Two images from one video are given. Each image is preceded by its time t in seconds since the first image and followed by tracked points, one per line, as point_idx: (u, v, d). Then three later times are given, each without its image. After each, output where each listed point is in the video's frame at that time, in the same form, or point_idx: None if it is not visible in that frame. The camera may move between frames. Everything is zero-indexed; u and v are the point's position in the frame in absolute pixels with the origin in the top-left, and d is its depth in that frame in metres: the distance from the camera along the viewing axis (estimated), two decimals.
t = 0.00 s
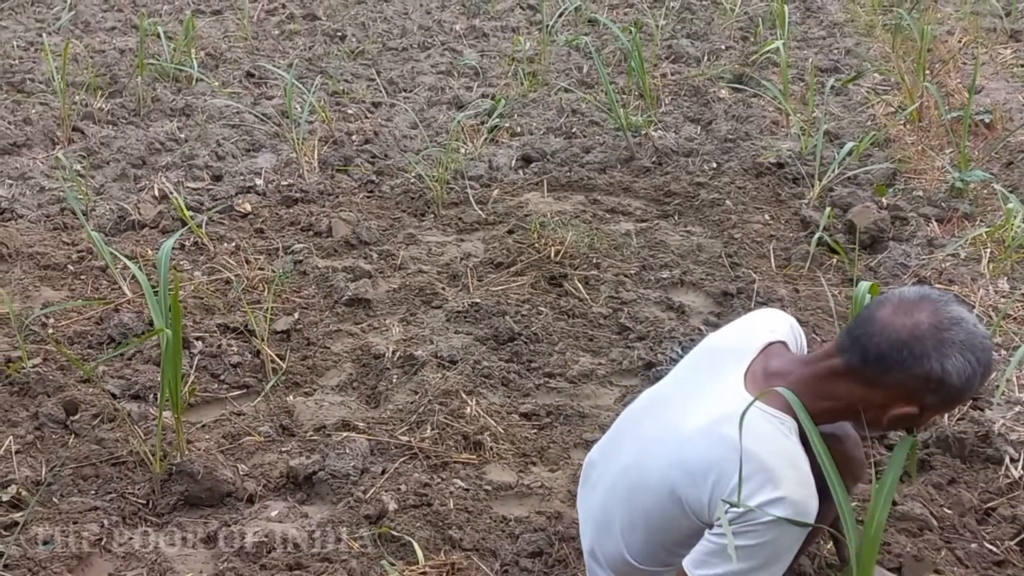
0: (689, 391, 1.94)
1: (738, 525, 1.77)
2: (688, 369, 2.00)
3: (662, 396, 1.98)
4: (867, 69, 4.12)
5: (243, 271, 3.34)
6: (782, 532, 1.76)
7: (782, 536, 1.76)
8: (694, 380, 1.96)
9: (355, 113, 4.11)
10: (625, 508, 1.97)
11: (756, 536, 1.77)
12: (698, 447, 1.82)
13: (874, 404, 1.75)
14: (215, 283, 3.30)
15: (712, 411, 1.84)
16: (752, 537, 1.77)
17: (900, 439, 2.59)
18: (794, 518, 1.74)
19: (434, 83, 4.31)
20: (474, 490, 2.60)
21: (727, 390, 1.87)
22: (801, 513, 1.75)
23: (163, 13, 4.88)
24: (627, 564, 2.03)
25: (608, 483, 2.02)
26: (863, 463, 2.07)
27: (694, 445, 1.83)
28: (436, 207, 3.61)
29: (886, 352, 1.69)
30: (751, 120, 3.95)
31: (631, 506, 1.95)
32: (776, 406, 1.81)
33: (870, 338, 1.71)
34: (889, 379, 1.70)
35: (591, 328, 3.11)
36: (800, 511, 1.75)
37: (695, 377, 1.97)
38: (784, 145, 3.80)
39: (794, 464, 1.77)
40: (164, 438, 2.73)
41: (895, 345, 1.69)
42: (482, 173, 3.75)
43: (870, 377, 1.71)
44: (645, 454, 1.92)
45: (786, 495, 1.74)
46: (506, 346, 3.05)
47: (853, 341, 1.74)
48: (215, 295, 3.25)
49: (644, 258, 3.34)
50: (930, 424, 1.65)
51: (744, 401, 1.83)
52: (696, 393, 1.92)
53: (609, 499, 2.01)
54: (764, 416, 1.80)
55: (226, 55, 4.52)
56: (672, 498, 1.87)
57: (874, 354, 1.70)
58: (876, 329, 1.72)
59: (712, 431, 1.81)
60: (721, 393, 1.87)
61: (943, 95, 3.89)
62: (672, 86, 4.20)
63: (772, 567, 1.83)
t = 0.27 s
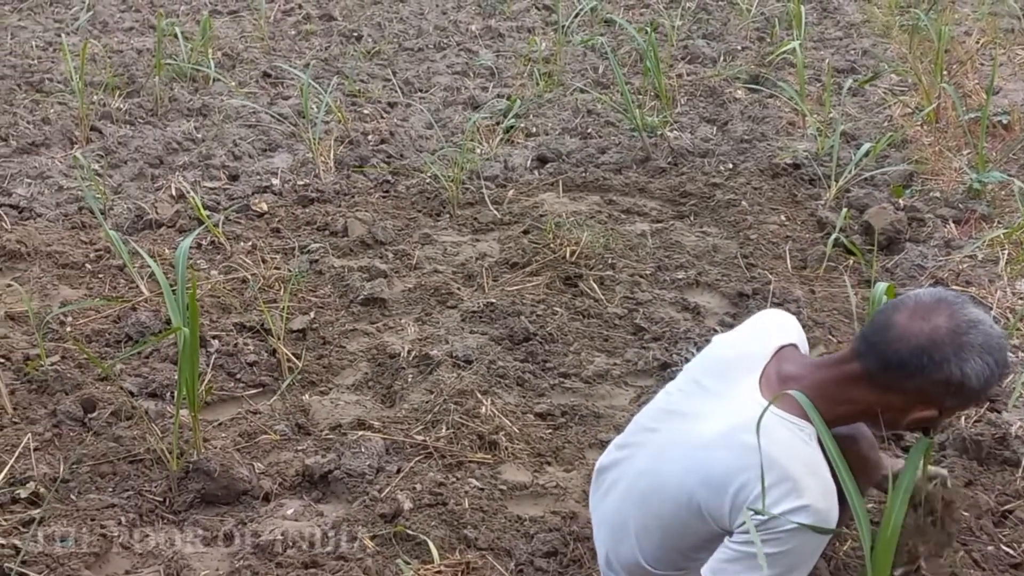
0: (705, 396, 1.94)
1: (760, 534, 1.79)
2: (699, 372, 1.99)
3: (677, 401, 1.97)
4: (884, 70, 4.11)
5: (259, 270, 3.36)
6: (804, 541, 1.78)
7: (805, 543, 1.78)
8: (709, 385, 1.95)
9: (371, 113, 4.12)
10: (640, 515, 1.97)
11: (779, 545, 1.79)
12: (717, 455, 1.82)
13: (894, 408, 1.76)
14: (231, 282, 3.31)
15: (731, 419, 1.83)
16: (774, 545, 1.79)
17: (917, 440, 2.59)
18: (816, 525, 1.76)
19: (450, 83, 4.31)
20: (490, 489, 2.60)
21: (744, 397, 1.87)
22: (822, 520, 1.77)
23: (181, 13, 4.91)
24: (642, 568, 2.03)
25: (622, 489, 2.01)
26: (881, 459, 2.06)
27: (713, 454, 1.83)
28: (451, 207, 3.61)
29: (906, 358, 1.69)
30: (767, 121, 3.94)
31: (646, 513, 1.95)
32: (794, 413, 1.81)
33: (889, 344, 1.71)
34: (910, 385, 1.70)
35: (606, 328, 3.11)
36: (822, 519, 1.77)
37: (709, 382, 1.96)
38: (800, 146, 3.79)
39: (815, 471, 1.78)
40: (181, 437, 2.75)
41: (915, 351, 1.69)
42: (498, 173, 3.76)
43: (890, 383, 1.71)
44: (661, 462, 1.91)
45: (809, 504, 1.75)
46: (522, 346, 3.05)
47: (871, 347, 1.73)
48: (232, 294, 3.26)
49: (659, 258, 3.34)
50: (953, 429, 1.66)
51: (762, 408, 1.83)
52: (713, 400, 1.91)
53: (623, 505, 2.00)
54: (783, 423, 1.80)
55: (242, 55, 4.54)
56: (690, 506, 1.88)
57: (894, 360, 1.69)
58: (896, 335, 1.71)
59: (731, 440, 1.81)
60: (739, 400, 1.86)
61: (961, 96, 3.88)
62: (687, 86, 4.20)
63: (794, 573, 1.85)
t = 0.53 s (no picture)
0: (726, 391, 1.93)
1: (785, 527, 1.78)
2: (719, 367, 1.98)
3: (701, 396, 1.97)
4: (904, 72, 4.10)
5: (279, 271, 3.38)
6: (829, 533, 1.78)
7: (829, 536, 1.78)
8: (730, 379, 1.94)
9: (389, 114, 4.13)
10: (662, 511, 1.96)
11: (803, 538, 1.78)
12: (740, 449, 1.82)
13: (917, 397, 1.77)
14: (251, 283, 3.33)
15: (753, 413, 1.83)
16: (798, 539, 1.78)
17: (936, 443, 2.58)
18: (840, 518, 1.76)
19: (468, 85, 4.32)
20: (508, 490, 2.61)
21: (766, 390, 1.86)
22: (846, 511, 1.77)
23: (201, 15, 4.94)
24: (662, 565, 2.02)
25: (644, 485, 2.00)
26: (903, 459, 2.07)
27: (736, 447, 1.82)
28: (470, 208, 3.62)
29: (930, 348, 1.70)
30: (786, 123, 3.94)
31: (669, 508, 1.94)
32: (819, 408, 1.81)
33: (912, 335, 1.72)
34: (934, 374, 1.71)
35: (624, 330, 3.11)
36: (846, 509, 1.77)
37: (729, 377, 1.95)
38: (819, 148, 3.78)
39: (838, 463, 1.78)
40: (201, 436, 2.76)
41: (938, 341, 1.70)
42: (516, 174, 3.77)
43: (914, 375, 1.72)
44: (684, 457, 1.91)
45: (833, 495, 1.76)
46: (540, 347, 3.06)
47: (894, 339, 1.74)
48: (251, 294, 3.28)
49: (678, 260, 3.34)
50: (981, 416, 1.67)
51: (784, 402, 1.82)
52: (734, 394, 1.91)
53: (645, 502, 1.99)
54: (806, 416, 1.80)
55: (262, 57, 4.56)
56: (713, 501, 1.87)
57: (919, 351, 1.70)
58: (919, 324, 1.72)
59: (755, 433, 1.81)
60: (761, 394, 1.86)
61: (981, 98, 3.86)
62: (706, 88, 4.19)
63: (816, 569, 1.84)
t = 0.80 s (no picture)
0: (740, 388, 1.94)
1: (783, 525, 1.77)
2: (737, 365, 1.99)
3: (717, 393, 1.98)
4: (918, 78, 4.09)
5: (292, 276, 3.39)
6: (827, 533, 1.76)
7: (828, 537, 1.76)
8: (745, 378, 1.95)
9: (403, 120, 4.15)
10: (670, 505, 1.97)
11: (801, 537, 1.77)
12: (745, 444, 1.82)
13: (932, 400, 1.77)
14: (265, 288, 3.34)
15: (762, 410, 1.84)
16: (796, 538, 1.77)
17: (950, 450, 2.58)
18: (838, 518, 1.74)
19: (482, 91, 4.34)
20: (520, 496, 2.61)
21: (778, 389, 1.87)
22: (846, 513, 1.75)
23: (216, 21, 4.96)
24: (671, 561, 2.03)
25: (656, 479, 2.02)
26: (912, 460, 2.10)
27: (741, 443, 1.83)
28: (483, 214, 3.63)
29: (945, 353, 1.70)
30: (799, 129, 3.93)
31: (675, 501, 1.96)
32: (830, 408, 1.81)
33: (926, 339, 1.71)
34: (948, 378, 1.71)
35: (637, 336, 3.11)
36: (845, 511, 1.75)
37: (745, 375, 1.96)
38: (833, 154, 3.78)
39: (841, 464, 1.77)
40: (215, 440, 2.78)
41: (953, 346, 1.69)
42: (529, 180, 3.77)
43: (929, 378, 1.72)
44: (692, 450, 1.92)
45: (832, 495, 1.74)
46: (552, 353, 3.06)
47: (908, 343, 1.74)
48: (265, 299, 3.29)
49: (691, 266, 3.34)
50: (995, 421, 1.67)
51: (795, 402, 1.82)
52: (746, 391, 1.91)
53: (655, 495, 2.01)
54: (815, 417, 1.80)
55: (276, 63, 4.58)
56: (717, 495, 1.88)
57: (933, 356, 1.70)
58: (933, 328, 1.72)
59: (761, 430, 1.81)
60: (772, 392, 1.86)
61: (996, 105, 3.85)
62: (719, 94, 4.19)
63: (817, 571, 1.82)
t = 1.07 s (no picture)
0: (751, 389, 1.96)
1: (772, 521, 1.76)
2: (753, 369, 2.01)
3: (730, 393, 2.00)
4: (926, 89, 4.09)
5: (300, 287, 3.39)
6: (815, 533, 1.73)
7: (815, 538, 1.73)
8: (757, 381, 1.97)
9: (411, 131, 4.16)
10: (675, 500, 2.00)
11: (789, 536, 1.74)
12: (743, 440, 1.84)
13: (938, 409, 1.76)
14: (273, 298, 3.35)
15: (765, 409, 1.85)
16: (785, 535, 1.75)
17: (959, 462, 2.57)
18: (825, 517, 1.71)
19: (490, 102, 4.35)
20: (527, 508, 2.61)
21: (785, 391, 1.88)
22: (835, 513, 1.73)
23: (226, 32, 4.99)
24: (676, 558, 2.05)
25: (667, 476, 2.05)
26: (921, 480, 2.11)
27: (740, 439, 1.85)
28: (491, 225, 3.64)
29: (947, 359, 1.69)
30: (807, 141, 3.93)
31: (679, 497, 1.98)
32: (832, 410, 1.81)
33: (929, 345, 1.71)
34: (951, 385, 1.70)
35: (645, 347, 3.11)
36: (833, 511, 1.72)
37: (758, 377, 1.97)
38: (841, 165, 3.78)
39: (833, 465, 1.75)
40: (222, 451, 2.78)
41: (956, 351, 1.69)
42: (537, 191, 3.78)
43: (931, 384, 1.71)
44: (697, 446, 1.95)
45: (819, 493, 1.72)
46: (560, 364, 3.06)
47: (913, 349, 1.74)
48: (273, 310, 3.30)
49: (698, 278, 3.34)
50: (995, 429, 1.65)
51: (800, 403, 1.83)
52: (755, 392, 1.93)
53: (664, 491, 2.04)
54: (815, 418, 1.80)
55: (286, 74, 4.60)
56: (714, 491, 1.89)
57: (935, 361, 1.70)
58: (938, 334, 1.72)
59: (760, 427, 1.82)
60: (779, 393, 1.88)
61: (1004, 117, 3.85)
62: (727, 105, 4.20)
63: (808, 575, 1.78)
